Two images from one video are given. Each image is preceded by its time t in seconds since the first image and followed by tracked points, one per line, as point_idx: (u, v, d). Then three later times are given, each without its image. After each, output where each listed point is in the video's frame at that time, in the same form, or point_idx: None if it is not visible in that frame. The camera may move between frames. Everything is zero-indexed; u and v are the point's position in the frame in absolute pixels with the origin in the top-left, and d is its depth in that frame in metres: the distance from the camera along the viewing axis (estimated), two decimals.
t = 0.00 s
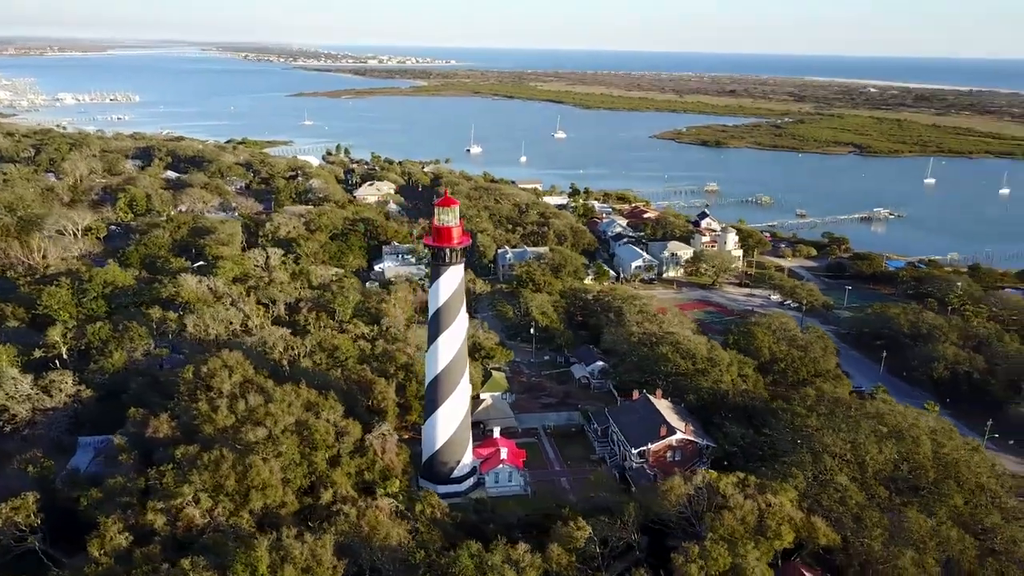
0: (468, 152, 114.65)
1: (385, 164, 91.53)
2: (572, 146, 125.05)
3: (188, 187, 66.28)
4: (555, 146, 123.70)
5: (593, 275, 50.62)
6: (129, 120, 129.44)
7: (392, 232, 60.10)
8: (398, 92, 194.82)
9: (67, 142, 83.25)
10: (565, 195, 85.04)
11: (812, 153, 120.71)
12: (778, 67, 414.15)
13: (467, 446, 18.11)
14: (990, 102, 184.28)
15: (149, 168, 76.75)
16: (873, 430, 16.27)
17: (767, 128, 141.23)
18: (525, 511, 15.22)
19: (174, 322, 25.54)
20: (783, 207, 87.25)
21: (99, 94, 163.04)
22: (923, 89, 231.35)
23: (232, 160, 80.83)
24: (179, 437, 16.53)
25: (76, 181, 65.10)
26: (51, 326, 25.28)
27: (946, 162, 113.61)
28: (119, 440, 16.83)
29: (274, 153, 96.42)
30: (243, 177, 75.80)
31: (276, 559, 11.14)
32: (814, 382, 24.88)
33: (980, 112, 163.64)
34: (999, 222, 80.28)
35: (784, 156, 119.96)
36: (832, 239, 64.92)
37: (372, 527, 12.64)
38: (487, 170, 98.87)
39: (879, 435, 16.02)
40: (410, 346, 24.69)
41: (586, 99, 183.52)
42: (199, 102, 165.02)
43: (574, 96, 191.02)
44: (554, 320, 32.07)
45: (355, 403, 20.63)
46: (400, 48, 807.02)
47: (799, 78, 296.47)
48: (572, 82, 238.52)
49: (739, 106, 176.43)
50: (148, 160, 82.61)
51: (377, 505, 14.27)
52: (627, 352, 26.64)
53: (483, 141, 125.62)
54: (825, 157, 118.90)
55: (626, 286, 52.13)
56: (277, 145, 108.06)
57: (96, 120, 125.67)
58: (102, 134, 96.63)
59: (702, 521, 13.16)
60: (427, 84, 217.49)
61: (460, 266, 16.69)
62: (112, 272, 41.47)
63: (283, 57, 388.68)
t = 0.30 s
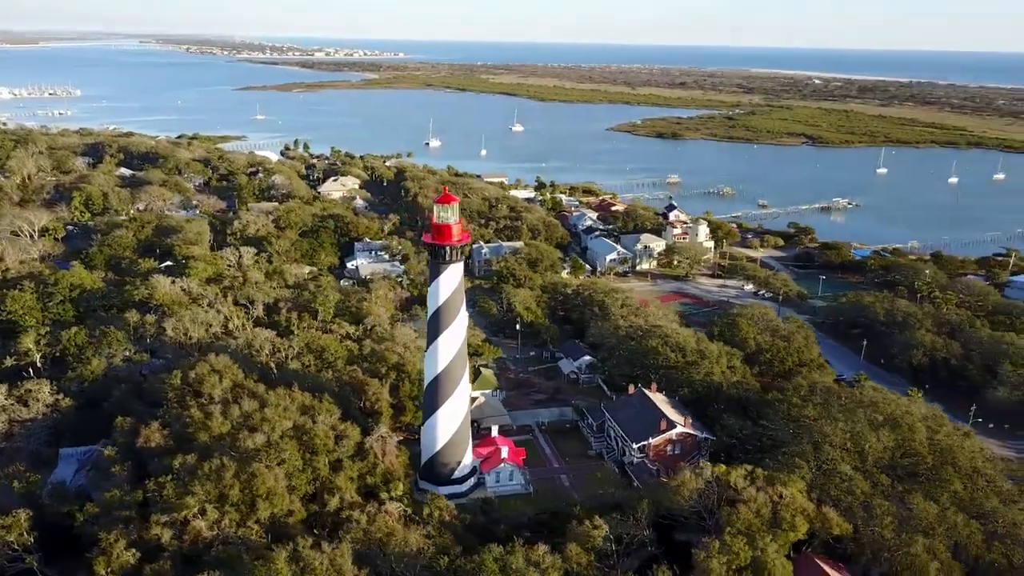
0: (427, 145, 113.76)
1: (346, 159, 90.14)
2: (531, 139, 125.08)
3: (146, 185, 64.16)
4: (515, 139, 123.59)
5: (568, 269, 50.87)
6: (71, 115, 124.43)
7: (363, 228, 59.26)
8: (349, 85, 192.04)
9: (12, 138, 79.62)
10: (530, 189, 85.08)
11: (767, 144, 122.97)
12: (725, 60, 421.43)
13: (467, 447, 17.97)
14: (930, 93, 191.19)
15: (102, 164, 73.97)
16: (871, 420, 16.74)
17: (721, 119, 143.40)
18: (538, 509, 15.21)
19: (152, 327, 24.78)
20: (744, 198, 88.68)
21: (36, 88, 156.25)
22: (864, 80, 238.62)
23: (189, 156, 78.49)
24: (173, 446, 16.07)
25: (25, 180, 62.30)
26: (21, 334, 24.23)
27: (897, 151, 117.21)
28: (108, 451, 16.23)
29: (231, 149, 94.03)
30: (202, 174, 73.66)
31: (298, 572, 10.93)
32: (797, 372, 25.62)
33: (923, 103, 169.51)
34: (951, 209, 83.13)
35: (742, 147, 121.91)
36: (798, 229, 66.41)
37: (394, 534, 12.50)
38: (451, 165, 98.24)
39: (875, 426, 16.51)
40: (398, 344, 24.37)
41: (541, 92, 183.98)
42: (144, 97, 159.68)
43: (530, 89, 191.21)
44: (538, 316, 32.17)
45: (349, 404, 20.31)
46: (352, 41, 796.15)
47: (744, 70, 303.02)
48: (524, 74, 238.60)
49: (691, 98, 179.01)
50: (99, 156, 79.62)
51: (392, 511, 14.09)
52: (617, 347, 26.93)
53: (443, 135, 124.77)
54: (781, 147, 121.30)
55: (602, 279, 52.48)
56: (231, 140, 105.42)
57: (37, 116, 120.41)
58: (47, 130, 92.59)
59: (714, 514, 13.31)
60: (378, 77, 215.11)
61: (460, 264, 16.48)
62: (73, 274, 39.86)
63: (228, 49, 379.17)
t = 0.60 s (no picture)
0: (381, 139, 112.42)
1: (302, 154, 88.33)
2: (485, 133, 124.67)
3: (97, 183, 61.66)
4: (471, 132, 123.09)
5: (541, 262, 50.92)
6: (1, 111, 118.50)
7: (331, 225, 58.14)
8: (296, 79, 188.29)
9: None
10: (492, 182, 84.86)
11: (718, 135, 125.20)
12: (667, 52, 428.14)
13: (466, 447, 17.79)
14: (867, 84, 197.95)
15: (47, 162, 70.73)
16: (864, 411, 17.27)
17: (670, 111, 145.33)
18: (552, 509, 15.27)
19: (128, 333, 23.93)
20: (703, 189, 89.83)
21: None
22: (802, 71, 245.34)
23: (138, 152, 75.69)
24: (166, 456, 15.55)
25: None
26: None
27: (844, 141, 120.65)
28: (96, 465, 15.64)
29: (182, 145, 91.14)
30: (155, 170, 71.11)
31: None
32: (780, 362, 26.22)
33: (862, 93, 175.28)
34: (901, 198, 85.92)
35: (695, 138, 123.79)
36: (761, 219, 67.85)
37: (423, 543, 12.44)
38: (409, 159, 97.25)
39: (868, 415, 17.02)
40: (384, 342, 23.98)
41: (490, 85, 183.84)
42: (80, 91, 153.21)
43: (481, 82, 190.70)
44: (519, 312, 32.15)
45: (341, 407, 19.94)
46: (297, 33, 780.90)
47: (684, 61, 308.04)
48: (470, 67, 237.73)
49: (639, 90, 181.11)
50: (42, 154, 76.13)
51: (408, 517, 13.90)
52: (604, 341, 27.13)
53: (398, 129, 123.36)
54: (733, 138, 123.48)
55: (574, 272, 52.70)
56: (178, 136, 102.15)
57: None
58: None
59: (726, 507, 13.51)
60: (323, 70, 211.75)
61: (458, 262, 16.25)
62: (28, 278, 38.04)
63: (164, 41, 367.00)
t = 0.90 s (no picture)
0: (332, 133, 110.63)
1: (255, 150, 86.33)
2: (438, 126, 123.85)
3: (45, 182, 59.07)
4: (424, 126, 122.13)
5: (514, 257, 50.89)
6: None
7: (298, 222, 56.78)
8: (239, 72, 183.84)
9: None
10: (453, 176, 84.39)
11: (670, 126, 126.90)
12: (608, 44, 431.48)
13: (466, 448, 17.62)
14: (807, 75, 203.41)
15: None
16: (856, 402, 17.74)
17: (620, 103, 146.71)
18: (564, 507, 15.28)
19: (102, 340, 23.03)
20: (661, 180, 90.76)
21: None
22: (741, 63, 250.71)
23: (83, 149, 72.75)
24: (160, 469, 15.04)
25: None
26: None
27: (794, 131, 123.53)
28: (86, 480, 15.07)
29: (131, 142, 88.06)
30: (105, 168, 68.46)
31: None
32: (762, 352, 26.81)
33: (804, 84, 179.99)
34: (853, 187, 88.41)
35: (648, 130, 125.20)
36: (724, 210, 69.11)
37: (446, 550, 12.38)
38: (367, 153, 96.01)
39: (862, 406, 17.49)
40: (372, 342, 23.61)
41: (438, 78, 182.77)
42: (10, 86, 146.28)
43: (431, 75, 189.39)
44: (499, 308, 32.10)
45: (335, 411, 19.54)
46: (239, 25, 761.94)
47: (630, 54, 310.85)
48: (415, 60, 235.68)
49: (587, 82, 182.40)
50: None
51: (426, 523, 13.81)
52: (590, 335, 27.31)
53: (351, 123, 121.60)
54: (687, 129, 125.32)
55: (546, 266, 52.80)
56: (120, 131, 98.61)
57: None
58: None
59: (736, 501, 13.67)
60: (264, 63, 207.31)
61: (457, 261, 16.04)
62: None
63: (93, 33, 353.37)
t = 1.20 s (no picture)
0: (280, 127, 108.25)
1: (204, 145, 83.74)
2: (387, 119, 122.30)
3: None
4: (373, 119, 120.39)
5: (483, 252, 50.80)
6: None
7: (260, 221, 54.94)
8: (173, 65, 177.94)
9: None
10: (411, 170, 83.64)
11: (618, 117, 128.29)
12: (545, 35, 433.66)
13: (467, 450, 17.48)
14: (744, 65, 208.43)
15: None
16: (845, 391, 18.31)
17: (566, 94, 147.70)
18: (577, 505, 15.36)
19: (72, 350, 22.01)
20: (617, 171, 91.71)
21: None
22: (680, 53, 254.88)
23: (21, 148, 69.25)
24: (156, 484, 14.49)
25: None
26: None
27: (743, 121, 126.01)
28: (78, 499, 14.42)
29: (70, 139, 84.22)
30: (47, 167, 65.33)
31: None
32: (743, 342, 27.48)
33: (744, 74, 184.07)
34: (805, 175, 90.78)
35: (599, 121, 126.24)
36: (685, 201, 70.29)
37: (475, 557, 12.33)
38: (320, 148, 94.25)
39: (852, 395, 18.05)
40: (358, 342, 23.15)
41: (381, 70, 180.78)
42: None
43: (376, 67, 187.04)
44: (479, 304, 32.03)
45: (328, 416, 19.17)
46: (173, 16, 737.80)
47: (570, 45, 312.69)
48: (354, 52, 232.31)
49: (532, 74, 183.04)
50: None
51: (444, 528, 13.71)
52: (575, 329, 27.45)
53: (299, 117, 119.21)
54: (637, 120, 126.74)
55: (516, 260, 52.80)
56: (57, 128, 94.27)
57: None
58: None
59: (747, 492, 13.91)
60: (198, 55, 201.14)
61: (458, 260, 15.86)
62: None
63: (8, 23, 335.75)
